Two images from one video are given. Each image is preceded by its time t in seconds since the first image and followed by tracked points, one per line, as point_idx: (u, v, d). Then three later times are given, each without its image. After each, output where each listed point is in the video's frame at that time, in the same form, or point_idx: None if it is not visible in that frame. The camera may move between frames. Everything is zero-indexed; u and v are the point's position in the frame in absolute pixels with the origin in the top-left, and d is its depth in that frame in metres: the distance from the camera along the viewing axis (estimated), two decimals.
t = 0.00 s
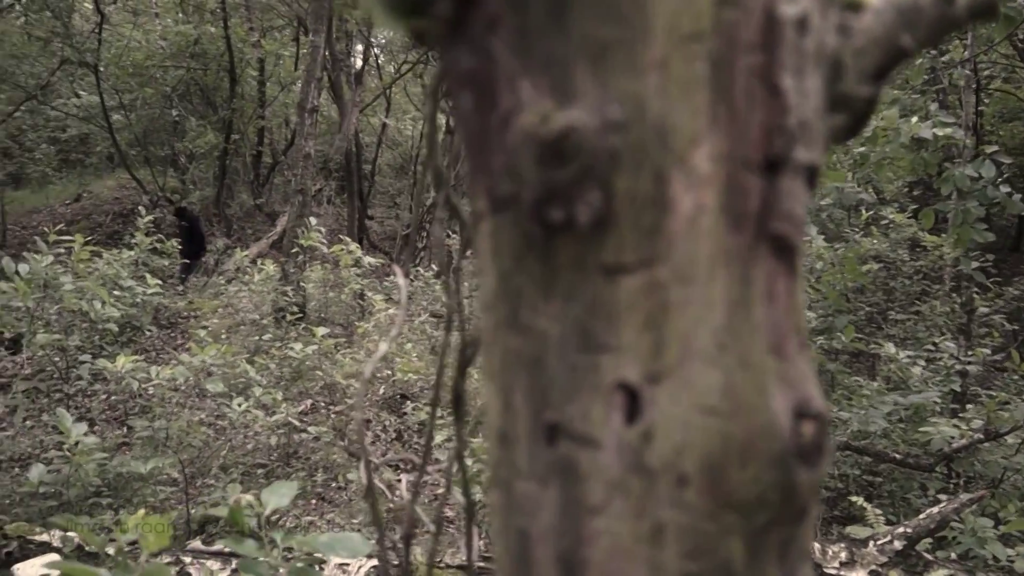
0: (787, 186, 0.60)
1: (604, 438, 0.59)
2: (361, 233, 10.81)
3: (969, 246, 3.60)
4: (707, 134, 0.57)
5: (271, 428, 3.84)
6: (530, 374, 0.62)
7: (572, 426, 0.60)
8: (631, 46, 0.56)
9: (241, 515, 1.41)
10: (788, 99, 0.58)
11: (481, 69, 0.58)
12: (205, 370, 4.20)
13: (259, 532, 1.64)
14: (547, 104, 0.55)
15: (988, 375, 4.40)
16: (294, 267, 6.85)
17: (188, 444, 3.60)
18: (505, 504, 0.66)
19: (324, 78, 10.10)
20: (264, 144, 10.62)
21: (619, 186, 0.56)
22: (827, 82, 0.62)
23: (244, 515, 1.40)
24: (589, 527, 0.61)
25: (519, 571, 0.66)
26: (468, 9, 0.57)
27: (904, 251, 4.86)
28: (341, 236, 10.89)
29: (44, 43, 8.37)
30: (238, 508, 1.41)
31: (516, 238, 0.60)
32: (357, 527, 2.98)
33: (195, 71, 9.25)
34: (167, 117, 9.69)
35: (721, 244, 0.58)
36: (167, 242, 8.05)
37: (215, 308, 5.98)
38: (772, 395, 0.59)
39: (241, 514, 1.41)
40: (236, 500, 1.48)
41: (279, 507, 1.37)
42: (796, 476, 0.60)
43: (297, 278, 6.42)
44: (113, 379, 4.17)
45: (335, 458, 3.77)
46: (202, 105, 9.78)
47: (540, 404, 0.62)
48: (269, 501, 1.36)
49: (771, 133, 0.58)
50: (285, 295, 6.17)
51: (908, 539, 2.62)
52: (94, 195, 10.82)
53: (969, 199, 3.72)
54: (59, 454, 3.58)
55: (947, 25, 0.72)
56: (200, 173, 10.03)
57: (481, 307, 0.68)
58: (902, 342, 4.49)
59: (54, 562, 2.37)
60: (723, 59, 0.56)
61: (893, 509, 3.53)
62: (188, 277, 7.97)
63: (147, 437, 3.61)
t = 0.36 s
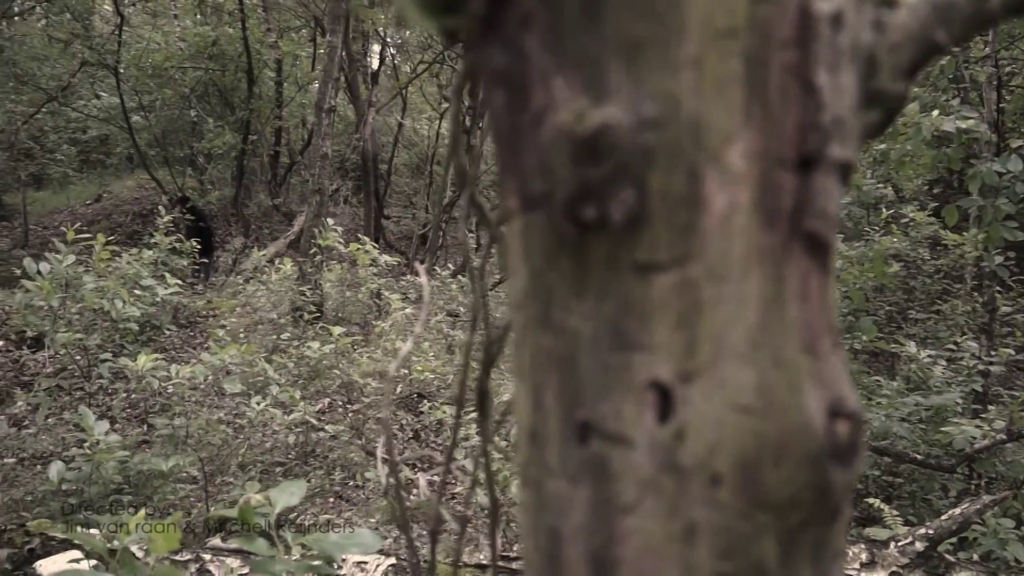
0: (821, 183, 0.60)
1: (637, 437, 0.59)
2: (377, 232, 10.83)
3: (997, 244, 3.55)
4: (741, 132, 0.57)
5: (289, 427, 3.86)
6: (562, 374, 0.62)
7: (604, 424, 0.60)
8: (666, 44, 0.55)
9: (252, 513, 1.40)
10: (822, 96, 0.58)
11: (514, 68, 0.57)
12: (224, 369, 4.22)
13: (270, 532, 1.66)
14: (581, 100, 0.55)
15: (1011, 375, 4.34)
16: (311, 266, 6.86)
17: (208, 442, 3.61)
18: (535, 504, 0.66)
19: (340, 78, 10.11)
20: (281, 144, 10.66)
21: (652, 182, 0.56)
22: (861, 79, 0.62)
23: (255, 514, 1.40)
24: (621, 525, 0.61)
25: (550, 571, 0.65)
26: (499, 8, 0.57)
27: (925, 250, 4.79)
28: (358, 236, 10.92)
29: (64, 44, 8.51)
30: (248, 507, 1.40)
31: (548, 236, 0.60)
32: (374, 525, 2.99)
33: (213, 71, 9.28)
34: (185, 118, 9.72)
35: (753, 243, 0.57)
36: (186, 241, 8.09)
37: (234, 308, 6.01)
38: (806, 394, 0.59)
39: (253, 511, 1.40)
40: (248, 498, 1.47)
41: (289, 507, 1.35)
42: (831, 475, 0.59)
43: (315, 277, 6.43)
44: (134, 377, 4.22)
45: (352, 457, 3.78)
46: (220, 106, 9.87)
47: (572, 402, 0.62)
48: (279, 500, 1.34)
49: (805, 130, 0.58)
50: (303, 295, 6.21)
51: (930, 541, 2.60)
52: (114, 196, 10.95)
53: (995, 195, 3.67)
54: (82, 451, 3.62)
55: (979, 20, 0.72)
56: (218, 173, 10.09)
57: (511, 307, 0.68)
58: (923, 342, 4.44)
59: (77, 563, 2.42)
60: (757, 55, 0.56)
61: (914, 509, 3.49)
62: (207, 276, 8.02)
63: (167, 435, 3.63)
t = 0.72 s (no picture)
0: (851, 182, 0.59)
1: (664, 437, 0.59)
2: (394, 232, 10.86)
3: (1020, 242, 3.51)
4: (769, 133, 0.57)
5: (307, 427, 3.88)
6: (589, 374, 0.62)
7: (632, 424, 0.60)
8: (695, 44, 0.55)
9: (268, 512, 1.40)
10: (852, 95, 0.58)
11: (542, 69, 0.58)
12: (242, 369, 4.25)
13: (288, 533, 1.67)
14: (610, 101, 0.55)
15: None
16: (328, 266, 6.89)
17: (226, 441, 3.64)
18: (562, 504, 0.66)
19: (357, 78, 10.15)
20: (298, 145, 10.71)
21: (682, 182, 0.56)
22: (890, 79, 0.62)
23: (271, 513, 1.41)
24: (648, 526, 0.61)
25: (577, 570, 0.66)
26: (528, 9, 0.57)
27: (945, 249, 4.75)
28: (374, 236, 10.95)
29: (85, 46, 8.66)
30: (265, 506, 1.41)
31: (575, 237, 0.60)
32: (391, 524, 3.00)
33: (231, 73, 9.33)
34: (203, 119, 9.79)
35: (782, 243, 0.57)
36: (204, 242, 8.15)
37: (251, 307, 6.05)
38: (835, 396, 0.58)
39: (269, 511, 1.41)
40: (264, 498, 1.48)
41: (307, 506, 1.35)
42: (860, 476, 0.59)
43: (332, 277, 6.46)
44: (153, 376, 4.26)
45: (369, 456, 3.79)
46: (238, 107, 9.95)
47: (600, 402, 0.62)
48: (297, 500, 1.34)
49: (834, 129, 0.58)
50: (319, 295, 6.23)
51: (952, 542, 2.58)
52: (133, 196, 11.04)
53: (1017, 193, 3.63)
54: (102, 450, 3.66)
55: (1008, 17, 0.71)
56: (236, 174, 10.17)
57: (537, 307, 0.68)
58: (943, 342, 4.41)
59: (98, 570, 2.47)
60: (785, 54, 0.56)
61: (934, 511, 3.46)
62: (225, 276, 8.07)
63: (187, 434, 3.66)
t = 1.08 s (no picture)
0: (888, 185, 0.59)
1: (700, 440, 0.59)
2: (411, 232, 10.87)
3: None
4: (806, 136, 0.57)
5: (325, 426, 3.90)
6: (624, 376, 0.62)
7: (667, 426, 0.60)
8: (733, 48, 0.55)
9: (290, 510, 1.41)
10: (889, 99, 0.58)
11: (579, 73, 0.58)
12: (261, 368, 4.28)
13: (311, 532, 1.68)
14: (648, 104, 0.56)
15: None
16: (346, 266, 6.91)
17: (246, 440, 3.67)
18: (595, 504, 0.67)
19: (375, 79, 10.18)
20: (316, 145, 10.76)
21: (718, 186, 0.56)
22: (927, 81, 0.62)
23: (293, 511, 1.42)
24: (684, 527, 0.61)
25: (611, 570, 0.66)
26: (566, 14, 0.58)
27: (967, 250, 4.70)
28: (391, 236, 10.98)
29: (106, 48, 8.75)
30: (287, 503, 1.42)
31: (611, 240, 0.60)
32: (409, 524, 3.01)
33: (250, 74, 9.38)
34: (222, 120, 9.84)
35: (819, 245, 0.57)
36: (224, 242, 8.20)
37: (270, 307, 6.08)
38: (871, 399, 0.58)
39: (290, 510, 1.41)
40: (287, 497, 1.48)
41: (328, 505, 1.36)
42: (896, 478, 0.59)
43: (350, 277, 6.47)
44: (173, 374, 4.29)
45: (387, 455, 3.81)
46: (257, 108, 10.00)
47: (635, 404, 0.62)
48: (317, 500, 1.35)
49: (871, 133, 0.58)
50: (337, 295, 6.24)
51: (974, 546, 2.56)
52: (152, 195, 11.11)
53: None
54: (124, 448, 3.69)
55: None
56: (254, 174, 10.26)
57: (571, 307, 0.69)
58: (965, 344, 4.36)
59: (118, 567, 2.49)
60: (822, 58, 0.56)
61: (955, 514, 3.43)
62: (244, 276, 8.12)
63: (207, 432, 3.69)
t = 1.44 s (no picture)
0: (922, 187, 0.59)
1: (733, 440, 0.60)
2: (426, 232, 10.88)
3: None
4: (840, 138, 0.57)
5: (341, 425, 3.90)
6: (656, 376, 0.63)
7: (700, 426, 0.61)
8: (768, 50, 0.56)
9: (319, 510, 1.41)
10: (923, 99, 0.58)
11: (613, 75, 0.58)
12: (278, 367, 4.30)
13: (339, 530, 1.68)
14: (684, 107, 0.56)
15: None
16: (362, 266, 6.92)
17: (262, 439, 3.68)
18: (627, 503, 0.67)
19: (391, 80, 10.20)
20: (332, 146, 10.80)
21: (752, 187, 0.56)
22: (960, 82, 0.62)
23: (323, 509, 1.42)
24: (715, 526, 0.61)
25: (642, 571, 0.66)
26: (603, 15, 0.58)
27: (987, 250, 4.65)
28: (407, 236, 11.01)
29: (126, 49, 8.84)
30: (317, 501, 1.42)
31: (644, 241, 0.60)
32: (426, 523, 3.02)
33: (266, 75, 9.43)
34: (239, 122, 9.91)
35: (852, 247, 0.58)
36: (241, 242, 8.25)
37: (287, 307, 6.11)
38: (905, 399, 0.59)
39: (319, 509, 1.41)
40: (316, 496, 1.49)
41: (356, 504, 1.37)
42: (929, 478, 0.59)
43: (366, 276, 6.49)
44: (192, 373, 4.32)
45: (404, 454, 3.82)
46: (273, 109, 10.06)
47: (667, 404, 0.62)
48: (345, 499, 1.35)
49: (904, 135, 0.58)
50: (354, 295, 6.26)
51: (996, 548, 2.53)
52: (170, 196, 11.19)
53: None
54: (145, 446, 3.73)
55: None
56: (270, 175, 10.32)
57: (601, 307, 0.69)
58: (984, 345, 4.30)
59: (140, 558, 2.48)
60: (858, 60, 0.56)
61: (975, 516, 3.40)
62: (261, 276, 8.16)
63: (225, 431, 3.71)
